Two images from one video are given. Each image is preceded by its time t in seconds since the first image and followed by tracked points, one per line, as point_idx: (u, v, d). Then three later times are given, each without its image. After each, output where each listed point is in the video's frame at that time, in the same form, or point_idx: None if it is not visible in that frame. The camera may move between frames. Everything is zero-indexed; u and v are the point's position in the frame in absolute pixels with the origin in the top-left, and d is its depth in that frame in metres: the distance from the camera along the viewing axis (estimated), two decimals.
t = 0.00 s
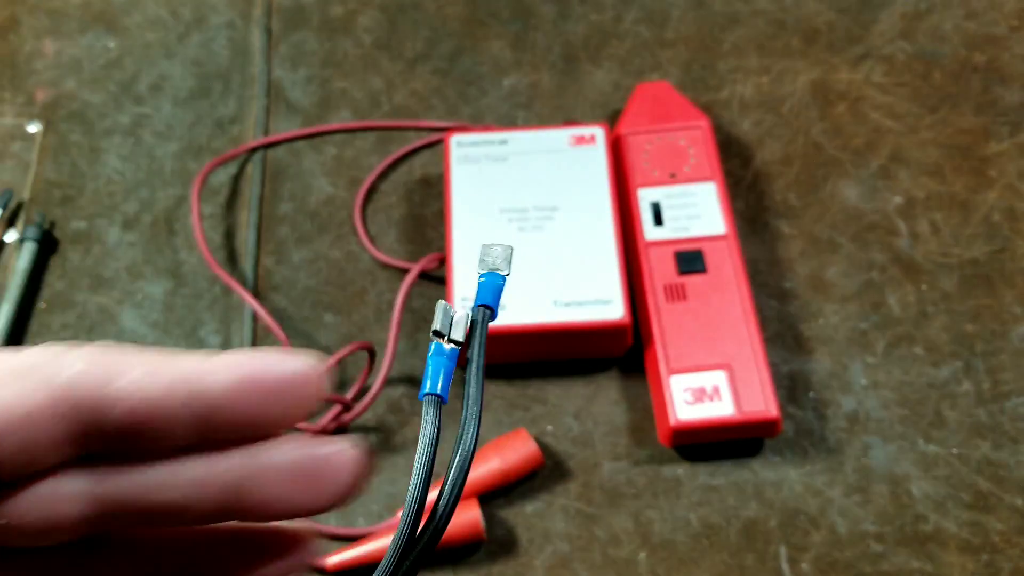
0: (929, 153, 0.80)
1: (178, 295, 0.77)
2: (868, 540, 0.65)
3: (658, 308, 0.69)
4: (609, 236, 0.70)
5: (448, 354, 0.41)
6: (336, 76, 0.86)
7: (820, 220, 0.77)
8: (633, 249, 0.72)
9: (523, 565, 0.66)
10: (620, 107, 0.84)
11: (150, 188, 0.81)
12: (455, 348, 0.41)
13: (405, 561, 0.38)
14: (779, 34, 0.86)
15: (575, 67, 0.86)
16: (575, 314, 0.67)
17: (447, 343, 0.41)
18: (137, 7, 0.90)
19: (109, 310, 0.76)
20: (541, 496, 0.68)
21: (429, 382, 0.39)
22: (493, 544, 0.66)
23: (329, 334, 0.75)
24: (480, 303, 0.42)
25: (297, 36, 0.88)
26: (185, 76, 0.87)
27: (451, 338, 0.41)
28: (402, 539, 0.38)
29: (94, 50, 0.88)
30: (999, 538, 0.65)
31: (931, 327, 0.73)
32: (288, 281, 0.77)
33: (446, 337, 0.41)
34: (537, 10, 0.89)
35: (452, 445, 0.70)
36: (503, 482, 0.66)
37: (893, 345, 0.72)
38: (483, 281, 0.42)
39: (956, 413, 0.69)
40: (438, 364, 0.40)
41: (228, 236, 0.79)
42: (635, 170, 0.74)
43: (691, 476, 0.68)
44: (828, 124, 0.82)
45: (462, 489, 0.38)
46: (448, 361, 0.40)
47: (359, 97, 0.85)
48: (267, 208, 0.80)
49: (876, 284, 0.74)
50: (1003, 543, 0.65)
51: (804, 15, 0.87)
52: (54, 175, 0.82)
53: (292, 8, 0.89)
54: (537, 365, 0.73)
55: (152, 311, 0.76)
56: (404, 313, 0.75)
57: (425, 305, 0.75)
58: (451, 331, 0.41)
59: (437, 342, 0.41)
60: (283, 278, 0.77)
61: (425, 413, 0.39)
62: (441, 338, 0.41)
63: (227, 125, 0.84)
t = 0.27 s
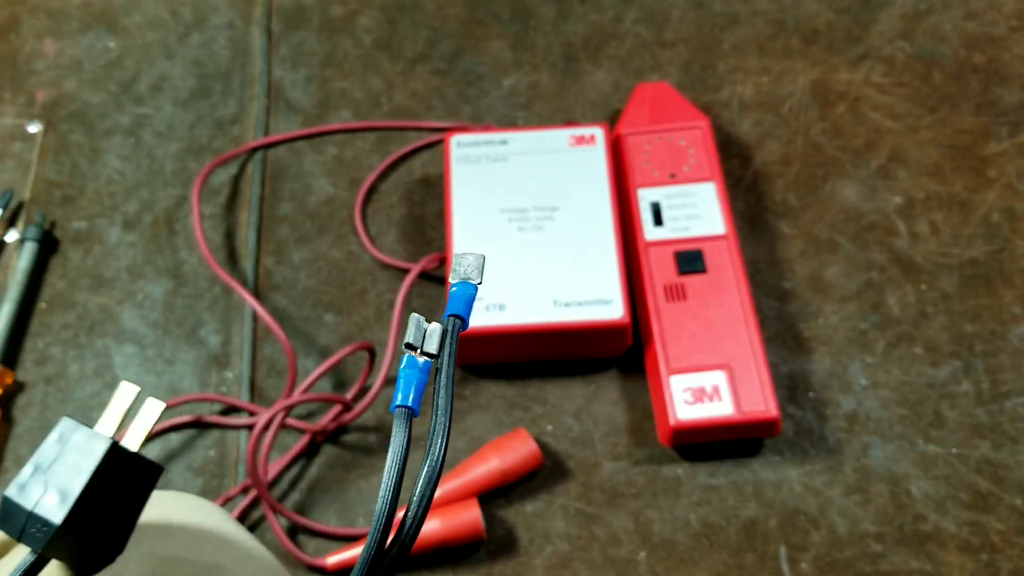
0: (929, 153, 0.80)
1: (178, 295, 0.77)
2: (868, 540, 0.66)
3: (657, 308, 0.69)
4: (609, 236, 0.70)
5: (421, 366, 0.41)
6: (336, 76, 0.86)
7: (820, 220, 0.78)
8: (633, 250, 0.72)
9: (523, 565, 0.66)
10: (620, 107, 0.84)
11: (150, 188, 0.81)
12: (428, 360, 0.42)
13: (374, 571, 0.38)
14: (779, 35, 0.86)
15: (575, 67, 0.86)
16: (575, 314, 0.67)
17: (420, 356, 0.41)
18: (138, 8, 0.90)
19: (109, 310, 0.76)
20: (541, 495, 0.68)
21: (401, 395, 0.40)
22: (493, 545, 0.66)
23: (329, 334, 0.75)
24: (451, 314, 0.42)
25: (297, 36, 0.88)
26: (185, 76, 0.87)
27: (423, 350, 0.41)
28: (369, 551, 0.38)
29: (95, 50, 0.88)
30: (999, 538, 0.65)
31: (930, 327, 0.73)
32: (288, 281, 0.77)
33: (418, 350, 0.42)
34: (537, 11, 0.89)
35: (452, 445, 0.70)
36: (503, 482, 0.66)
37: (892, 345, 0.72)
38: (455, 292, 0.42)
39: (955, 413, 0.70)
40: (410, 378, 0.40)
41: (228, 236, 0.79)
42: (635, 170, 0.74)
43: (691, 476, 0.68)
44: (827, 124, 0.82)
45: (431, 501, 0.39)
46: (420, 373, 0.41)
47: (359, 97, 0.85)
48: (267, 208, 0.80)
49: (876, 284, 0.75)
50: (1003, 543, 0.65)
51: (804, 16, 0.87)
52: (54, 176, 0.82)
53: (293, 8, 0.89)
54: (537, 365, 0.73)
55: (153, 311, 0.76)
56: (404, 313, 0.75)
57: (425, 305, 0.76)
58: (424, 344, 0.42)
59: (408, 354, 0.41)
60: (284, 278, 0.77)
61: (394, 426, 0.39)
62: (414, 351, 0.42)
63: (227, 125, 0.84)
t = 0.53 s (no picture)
0: (927, 154, 0.80)
1: (180, 295, 0.77)
2: (867, 539, 0.66)
3: (656, 308, 0.69)
4: (608, 236, 0.70)
5: (414, 344, 0.46)
6: (337, 77, 0.87)
7: (819, 220, 0.78)
8: (633, 250, 0.72)
9: (523, 564, 0.66)
10: (620, 108, 0.84)
11: (152, 188, 0.82)
12: (420, 338, 0.46)
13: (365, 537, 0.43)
14: (778, 36, 0.87)
15: (575, 68, 0.86)
16: (574, 314, 0.67)
17: (414, 334, 0.46)
18: (139, 9, 0.91)
19: (111, 310, 0.77)
20: (541, 495, 0.68)
21: (396, 368, 0.45)
22: (493, 544, 0.67)
23: (330, 334, 0.75)
24: (443, 297, 0.47)
25: (298, 37, 0.88)
26: (186, 77, 0.87)
27: (416, 329, 0.46)
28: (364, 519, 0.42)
29: (96, 51, 0.88)
30: (997, 537, 0.65)
31: (929, 327, 0.73)
32: (289, 281, 0.77)
33: (411, 328, 0.46)
34: (537, 12, 0.89)
35: (452, 444, 0.70)
36: (503, 481, 0.66)
37: (891, 345, 0.73)
38: (445, 279, 0.47)
39: (953, 412, 0.70)
40: (403, 354, 0.45)
41: (229, 236, 0.79)
42: (635, 170, 0.75)
43: (690, 475, 0.69)
44: (826, 125, 0.82)
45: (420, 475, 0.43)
46: (412, 351, 0.46)
47: (359, 98, 0.85)
48: (268, 208, 0.80)
49: (874, 284, 0.75)
50: (1001, 542, 0.65)
51: (803, 17, 0.87)
52: (56, 176, 0.82)
53: (293, 10, 0.90)
54: (537, 365, 0.73)
55: (154, 311, 0.76)
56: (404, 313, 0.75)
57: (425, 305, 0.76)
58: (417, 323, 0.46)
59: (403, 332, 0.46)
60: (284, 278, 0.77)
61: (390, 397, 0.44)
62: (408, 329, 0.46)
63: (228, 126, 0.85)
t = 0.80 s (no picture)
0: (924, 155, 0.81)
1: (182, 295, 0.78)
2: (864, 537, 0.66)
3: (655, 307, 0.69)
4: (608, 237, 0.71)
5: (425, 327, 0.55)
6: (338, 79, 0.87)
7: (816, 221, 0.78)
8: (632, 250, 0.73)
9: (523, 562, 0.66)
10: (619, 109, 0.85)
11: (154, 189, 0.82)
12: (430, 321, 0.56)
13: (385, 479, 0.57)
14: (775, 38, 0.87)
15: (574, 70, 0.87)
16: (574, 314, 0.68)
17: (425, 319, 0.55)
18: (142, 11, 0.91)
19: (114, 310, 0.77)
20: (540, 493, 0.69)
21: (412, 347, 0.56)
22: (493, 542, 0.67)
23: (331, 333, 0.76)
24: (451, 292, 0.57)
25: (300, 39, 0.89)
26: (188, 79, 0.88)
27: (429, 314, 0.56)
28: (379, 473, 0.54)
29: (99, 53, 0.89)
30: (993, 535, 0.66)
31: (925, 327, 0.74)
32: (291, 281, 0.78)
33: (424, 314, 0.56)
34: (536, 14, 0.90)
35: (452, 442, 0.71)
36: (503, 479, 0.66)
37: (887, 344, 0.73)
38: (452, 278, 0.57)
39: (949, 411, 0.70)
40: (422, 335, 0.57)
41: (232, 237, 0.80)
42: (634, 171, 0.75)
43: (688, 474, 0.69)
44: (823, 126, 0.83)
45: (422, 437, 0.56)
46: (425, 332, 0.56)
47: (361, 100, 0.86)
48: (270, 209, 0.81)
49: (871, 284, 0.75)
50: (998, 540, 0.66)
51: (800, 19, 0.88)
52: (60, 177, 0.83)
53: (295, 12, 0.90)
54: (537, 364, 0.74)
55: (157, 311, 0.77)
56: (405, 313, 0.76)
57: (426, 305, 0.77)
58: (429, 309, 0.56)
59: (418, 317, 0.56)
60: (286, 279, 0.78)
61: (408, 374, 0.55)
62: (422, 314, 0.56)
63: (230, 127, 0.85)
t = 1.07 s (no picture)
0: (924, 155, 0.81)
1: (183, 295, 0.78)
2: (863, 536, 0.66)
3: (655, 307, 0.70)
4: (608, 237, 0.71)
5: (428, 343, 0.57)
6: (339, 80, 0.87)
7: (815, 221, 0.79)
8: (632, 250, 0.73)
9: (523, 562, 0.66)
10: (619, 109, 0.85)
11: (155, 189, 0.83)
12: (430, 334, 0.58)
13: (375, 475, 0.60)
14: (774, 38, 0.87)
15: (574, 70, 0.87)
16: (573, 313, 0.68)
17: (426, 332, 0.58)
18: (142, 11, 0.91)
19: (115, 310, 0.77)
20: (540, 492, 0.69)
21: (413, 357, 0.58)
22: (493, 541, 0.67)
23: (331, 333, 0.76)
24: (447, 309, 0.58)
25: (300, 40, 0.89)
26: (189, 79, 0.88)
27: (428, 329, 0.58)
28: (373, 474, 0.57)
29: (100, 53, 0.89)
30: (993, 535, 0.66)
31: (924, 327, 0.74)
32: (291, 281, 0.78)
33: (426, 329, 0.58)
34: (536, 15, 0.90)
35: (452, 442, 0.71)
36: (503, 479, 0.66)
37: (887, 344, 0.73)
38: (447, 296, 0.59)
39: (949, 411, 0.71)
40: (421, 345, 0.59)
41: (232, 237, 0.80)
42: (634, 171, 0.75)
43: (688, 473, 0.70)
44: (822, 126, 0.83)
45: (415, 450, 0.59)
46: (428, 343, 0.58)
47: (361, 100, 0.86)
48: (271, 209, 0.81)
49: (871, 284, 0.76)
50: (998, 540, 0.66)
51: (800, 19, 0.88)
52: (60, 177, 0.83)
53: (296, 13, 0.91)
54: (537, 364, 0.74)
55: (158, 311, 0.77)
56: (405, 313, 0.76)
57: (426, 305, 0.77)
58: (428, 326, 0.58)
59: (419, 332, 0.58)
60: (286, 278, 0.78)
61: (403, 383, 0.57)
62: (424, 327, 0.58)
63: (231, 128, 0.85)
